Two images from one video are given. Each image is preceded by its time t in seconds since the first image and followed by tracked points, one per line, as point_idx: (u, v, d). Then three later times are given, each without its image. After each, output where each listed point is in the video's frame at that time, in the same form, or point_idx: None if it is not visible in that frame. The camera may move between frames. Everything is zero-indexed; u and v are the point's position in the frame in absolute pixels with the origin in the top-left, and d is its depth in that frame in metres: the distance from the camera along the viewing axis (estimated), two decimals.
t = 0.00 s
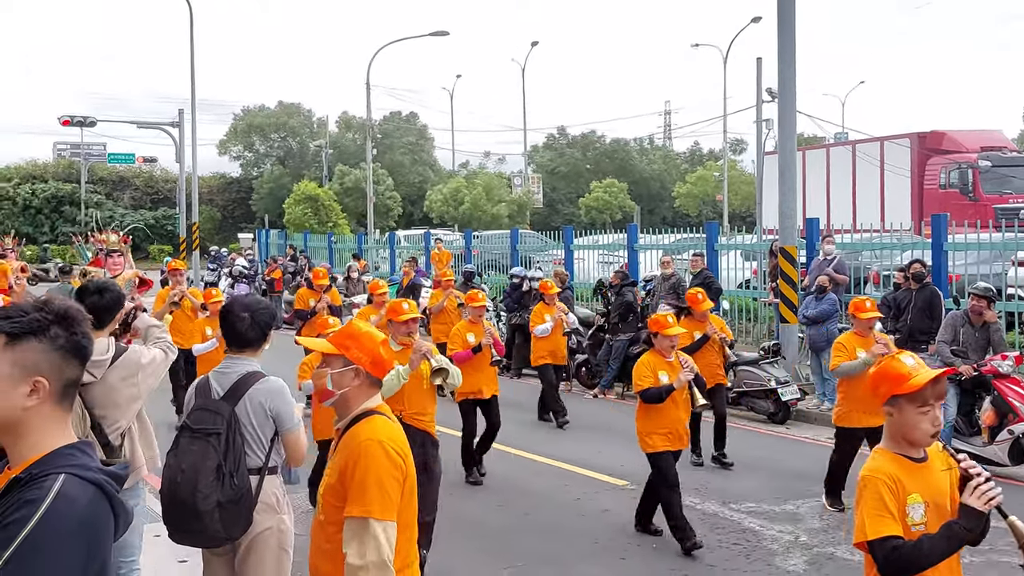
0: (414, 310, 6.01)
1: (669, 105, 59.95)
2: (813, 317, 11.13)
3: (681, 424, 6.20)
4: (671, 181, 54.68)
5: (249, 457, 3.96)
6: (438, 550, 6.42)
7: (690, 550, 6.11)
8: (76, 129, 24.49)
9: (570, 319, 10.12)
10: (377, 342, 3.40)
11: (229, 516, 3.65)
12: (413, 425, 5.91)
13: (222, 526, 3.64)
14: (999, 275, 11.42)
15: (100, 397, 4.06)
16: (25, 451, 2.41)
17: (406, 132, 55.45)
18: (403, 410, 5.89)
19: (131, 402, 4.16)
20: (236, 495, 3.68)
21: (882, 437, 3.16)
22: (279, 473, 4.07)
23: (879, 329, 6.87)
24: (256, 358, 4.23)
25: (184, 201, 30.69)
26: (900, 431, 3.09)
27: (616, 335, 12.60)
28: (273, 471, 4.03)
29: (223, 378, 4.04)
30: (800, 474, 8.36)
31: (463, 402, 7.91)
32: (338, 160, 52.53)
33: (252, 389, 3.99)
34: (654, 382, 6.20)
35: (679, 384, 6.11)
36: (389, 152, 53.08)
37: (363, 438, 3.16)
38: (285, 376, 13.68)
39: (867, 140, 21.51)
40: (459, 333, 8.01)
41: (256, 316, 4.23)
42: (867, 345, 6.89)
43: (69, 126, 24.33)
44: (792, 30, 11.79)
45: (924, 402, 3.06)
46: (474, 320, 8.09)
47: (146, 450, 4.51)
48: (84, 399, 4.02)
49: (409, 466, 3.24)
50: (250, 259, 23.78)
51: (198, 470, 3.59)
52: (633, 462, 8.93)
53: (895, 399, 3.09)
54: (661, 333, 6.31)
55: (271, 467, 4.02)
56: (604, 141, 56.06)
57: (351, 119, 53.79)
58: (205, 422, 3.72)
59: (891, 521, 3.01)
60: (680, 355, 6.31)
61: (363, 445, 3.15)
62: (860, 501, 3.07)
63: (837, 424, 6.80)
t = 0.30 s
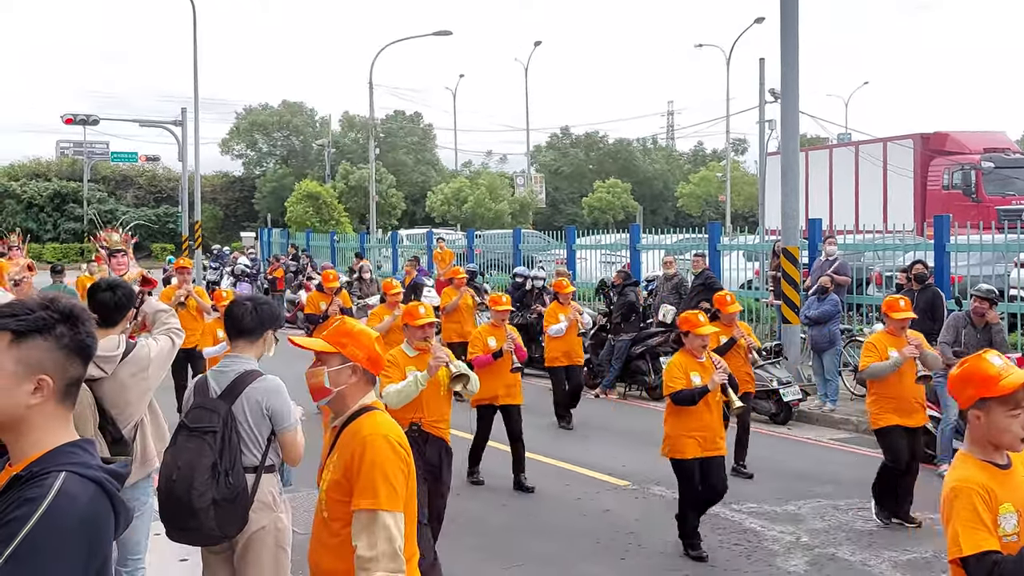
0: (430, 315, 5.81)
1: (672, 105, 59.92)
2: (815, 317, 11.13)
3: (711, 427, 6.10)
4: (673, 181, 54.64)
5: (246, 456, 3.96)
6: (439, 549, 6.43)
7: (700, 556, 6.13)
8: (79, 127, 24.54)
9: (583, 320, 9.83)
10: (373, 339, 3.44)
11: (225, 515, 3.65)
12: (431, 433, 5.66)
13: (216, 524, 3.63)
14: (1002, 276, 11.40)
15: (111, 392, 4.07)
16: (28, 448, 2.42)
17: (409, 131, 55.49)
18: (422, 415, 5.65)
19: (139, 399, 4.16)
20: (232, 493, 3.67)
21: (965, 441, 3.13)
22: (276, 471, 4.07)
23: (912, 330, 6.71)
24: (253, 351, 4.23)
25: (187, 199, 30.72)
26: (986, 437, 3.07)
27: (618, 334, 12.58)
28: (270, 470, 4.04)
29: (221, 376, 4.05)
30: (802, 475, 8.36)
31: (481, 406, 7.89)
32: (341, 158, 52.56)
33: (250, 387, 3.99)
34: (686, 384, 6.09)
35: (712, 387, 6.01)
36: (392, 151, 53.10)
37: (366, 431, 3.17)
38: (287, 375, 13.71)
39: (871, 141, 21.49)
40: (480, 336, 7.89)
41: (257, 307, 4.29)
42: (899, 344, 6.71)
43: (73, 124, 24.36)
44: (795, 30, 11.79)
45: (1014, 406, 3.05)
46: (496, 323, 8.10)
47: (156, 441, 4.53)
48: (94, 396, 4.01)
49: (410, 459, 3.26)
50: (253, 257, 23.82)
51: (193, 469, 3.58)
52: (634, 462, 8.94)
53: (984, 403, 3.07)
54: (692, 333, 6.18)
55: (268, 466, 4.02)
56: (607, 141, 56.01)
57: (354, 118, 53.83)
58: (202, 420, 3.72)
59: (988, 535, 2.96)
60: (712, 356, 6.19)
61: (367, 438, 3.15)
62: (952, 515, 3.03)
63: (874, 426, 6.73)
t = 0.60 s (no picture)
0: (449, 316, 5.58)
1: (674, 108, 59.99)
2: (817, 319, 11.12)
3: (752, 442, 5.80)
4: (676, 183, 54.67)
5: (244, 457, 3.96)
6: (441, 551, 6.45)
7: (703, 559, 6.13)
8: (83, 129, 24.58)
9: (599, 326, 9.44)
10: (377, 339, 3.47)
11: (219, 515, 3.64)
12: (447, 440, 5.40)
13: (211, 525, 3.62)
14: (1005, 279, 11.42)
15: (118, 394, 4.08)
16: (33, 450, 2.43)
17: (412, 133, 55.57)
18: (439, 422, 5.38)
19: (146, 399, 4.18)
20: (227, 494, 3.67)
21: None
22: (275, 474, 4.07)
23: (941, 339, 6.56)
24: (257, 352, 4.27)
25: (190, 201, 30.76)
26: None
27: (620, 337, 12.58)
28: (269, 473, 4.04)
29: (223, 377, 4.08)
30: (804, 478, 8.37)
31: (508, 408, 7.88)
32: (344, 161, 52.63)
33: (249, 389, 4.00)
34: (725, 398, 5.80)
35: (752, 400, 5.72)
36: (395, 153, 53.18)
37: (375, 429, 3.19)
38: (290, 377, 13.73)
39: (873, 143, 21.51)
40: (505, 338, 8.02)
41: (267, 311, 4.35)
42: (927, 354, 6.57)
43: (76, 126, 24.41)
44: (798, 33, 11.80)
45: None
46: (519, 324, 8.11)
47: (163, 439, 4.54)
48: (100, 397, 4.02)
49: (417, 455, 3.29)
50: (256, 259, 23.86)
51: (189, 468, 3.58)
52: (636, 464, 8.95)
53: None
54: (732, 343, 5.85)
55: (267, 469, 4.03)
56: (610, 143, 56.04)
57: (357, 120, 53.93)
58: (200, 421, 3.73)
59: None
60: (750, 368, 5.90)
61: (376, 436, 3.18)
62: None
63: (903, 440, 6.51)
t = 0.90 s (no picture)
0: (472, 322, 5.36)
1: (678, 112, 60.04)
2: (820, 324, 11.11)
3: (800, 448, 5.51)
4: (679, 188, 54.68)
5: (248, 461, 3.98)
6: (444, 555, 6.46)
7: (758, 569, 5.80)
8: (88, 134, 24.67)
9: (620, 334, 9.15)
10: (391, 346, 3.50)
11: (218, 517, 3.64)
12: (467, 451, 5.15)
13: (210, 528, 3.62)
14: (1008, 283, 11.43)
15: (123, 397, 4.11)
16: (40, 454, 2.45)
17: (416, 138, 55.66)
18: (459, 432, 5.17)
19: (151, 403, 4.20)
20: (228, 496, 3.67)
21: None
22: (280, 481, 4.08)
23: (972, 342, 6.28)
24: (264, 354, 4.30)
25: (194, 206, 30.85)
26: None
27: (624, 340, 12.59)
28: (274, 477, 4.05)
29: (233, 379, 4.11)
30: (809, 482, 8.38)
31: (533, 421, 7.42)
32: (348, 165, 52.71)
33: (255, 392, 4.03)
34: (771, 402, 5.52)
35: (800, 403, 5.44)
36: (398, 158, 53.25)
37: (386, 433, 3.21)
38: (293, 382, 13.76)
39: (876, 148, 21.52)
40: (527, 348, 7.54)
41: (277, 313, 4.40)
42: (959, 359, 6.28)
43: (81, 131, 24.50)
44: (801, 37, 11.83)
45: None
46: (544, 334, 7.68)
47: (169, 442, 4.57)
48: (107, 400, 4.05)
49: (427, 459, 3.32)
50: (260, 264, 23.95)
51: (191, 468, 3.59)
52: (640, 468, 8.96)
53: None
54: (776, 345, 5.59)
55: (271, 473, 4.05)
56: (613, 148, 56.06)
57: (361, 125, 54.14)
58: (204, 422, 3.76)
59: None
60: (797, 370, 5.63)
61: (387, 439, 3.20)
62: None
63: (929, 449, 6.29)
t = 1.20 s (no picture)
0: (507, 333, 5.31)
1: (680, 119, 60.13)
2: (824, 330, 11.11)
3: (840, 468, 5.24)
4: (682, 194, 54.68)
5: (245, 469, 3.95)
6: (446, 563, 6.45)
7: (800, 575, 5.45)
8: (91, 142, 24.72)
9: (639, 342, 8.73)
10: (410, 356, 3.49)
11: (209, 522, 3.63)
12: (503, 465, 5.12)
13: (204, 533, 3.62)
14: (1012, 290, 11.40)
15: (126, 404, 4.11)
16: (42, 461, 2.45)
17: (419, 146, 55.75)
18: (494, 446, 5.14)
19: (154, 411, 4.21)
20: (219, 501, 3.67)
21: None
22: (281, 492, 4.06)
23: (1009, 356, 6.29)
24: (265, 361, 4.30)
25: (198, 214, 30.92)
26: None
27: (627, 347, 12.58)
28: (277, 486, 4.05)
29: (237, 386, 4.13)
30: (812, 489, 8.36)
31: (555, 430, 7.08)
32: (351, 172, 52.77)
33: (253, 398, 4.02)
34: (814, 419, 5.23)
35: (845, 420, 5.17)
36: (401, 165, 53.30)
37: (403, 447, 3.20)
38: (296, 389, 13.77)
39: (879, 154, 21.52)
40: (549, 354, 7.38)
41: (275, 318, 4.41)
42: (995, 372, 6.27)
43: (84, 139, 24.56)
44: (803, 43, 11.84)
45: None
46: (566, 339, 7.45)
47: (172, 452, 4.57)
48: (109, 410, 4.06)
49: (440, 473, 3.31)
50: (263, 271, 23.99)
51: (184, 472, 3.65)
52: (643, 475, 8.95)
53: None
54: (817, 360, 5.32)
55: (269, 482, 4.02)
56: (616, 154, 56.07)
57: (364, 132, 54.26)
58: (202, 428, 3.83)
59: None
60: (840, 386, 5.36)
61: (404, 454, 3.19)
62: None
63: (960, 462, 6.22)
